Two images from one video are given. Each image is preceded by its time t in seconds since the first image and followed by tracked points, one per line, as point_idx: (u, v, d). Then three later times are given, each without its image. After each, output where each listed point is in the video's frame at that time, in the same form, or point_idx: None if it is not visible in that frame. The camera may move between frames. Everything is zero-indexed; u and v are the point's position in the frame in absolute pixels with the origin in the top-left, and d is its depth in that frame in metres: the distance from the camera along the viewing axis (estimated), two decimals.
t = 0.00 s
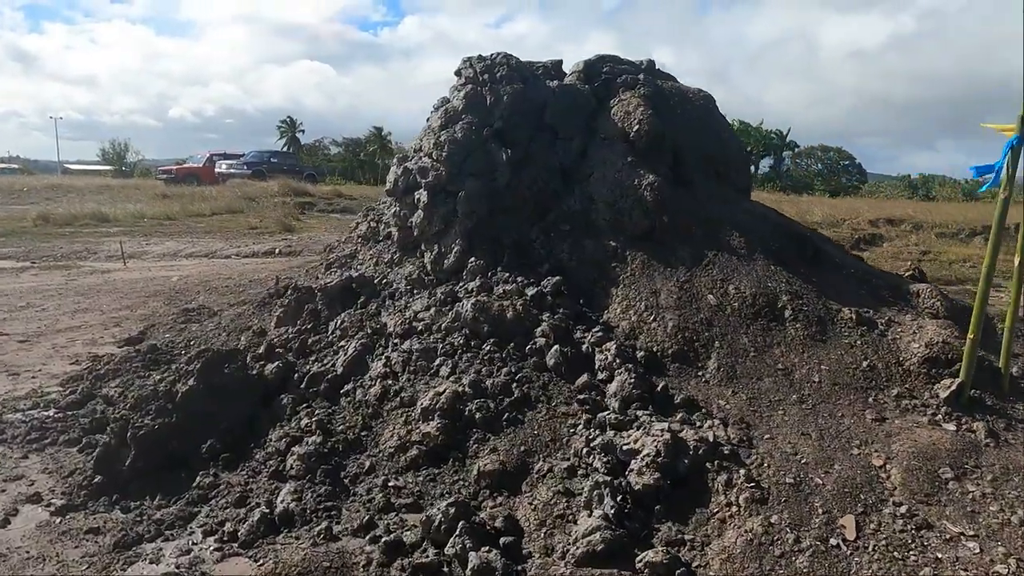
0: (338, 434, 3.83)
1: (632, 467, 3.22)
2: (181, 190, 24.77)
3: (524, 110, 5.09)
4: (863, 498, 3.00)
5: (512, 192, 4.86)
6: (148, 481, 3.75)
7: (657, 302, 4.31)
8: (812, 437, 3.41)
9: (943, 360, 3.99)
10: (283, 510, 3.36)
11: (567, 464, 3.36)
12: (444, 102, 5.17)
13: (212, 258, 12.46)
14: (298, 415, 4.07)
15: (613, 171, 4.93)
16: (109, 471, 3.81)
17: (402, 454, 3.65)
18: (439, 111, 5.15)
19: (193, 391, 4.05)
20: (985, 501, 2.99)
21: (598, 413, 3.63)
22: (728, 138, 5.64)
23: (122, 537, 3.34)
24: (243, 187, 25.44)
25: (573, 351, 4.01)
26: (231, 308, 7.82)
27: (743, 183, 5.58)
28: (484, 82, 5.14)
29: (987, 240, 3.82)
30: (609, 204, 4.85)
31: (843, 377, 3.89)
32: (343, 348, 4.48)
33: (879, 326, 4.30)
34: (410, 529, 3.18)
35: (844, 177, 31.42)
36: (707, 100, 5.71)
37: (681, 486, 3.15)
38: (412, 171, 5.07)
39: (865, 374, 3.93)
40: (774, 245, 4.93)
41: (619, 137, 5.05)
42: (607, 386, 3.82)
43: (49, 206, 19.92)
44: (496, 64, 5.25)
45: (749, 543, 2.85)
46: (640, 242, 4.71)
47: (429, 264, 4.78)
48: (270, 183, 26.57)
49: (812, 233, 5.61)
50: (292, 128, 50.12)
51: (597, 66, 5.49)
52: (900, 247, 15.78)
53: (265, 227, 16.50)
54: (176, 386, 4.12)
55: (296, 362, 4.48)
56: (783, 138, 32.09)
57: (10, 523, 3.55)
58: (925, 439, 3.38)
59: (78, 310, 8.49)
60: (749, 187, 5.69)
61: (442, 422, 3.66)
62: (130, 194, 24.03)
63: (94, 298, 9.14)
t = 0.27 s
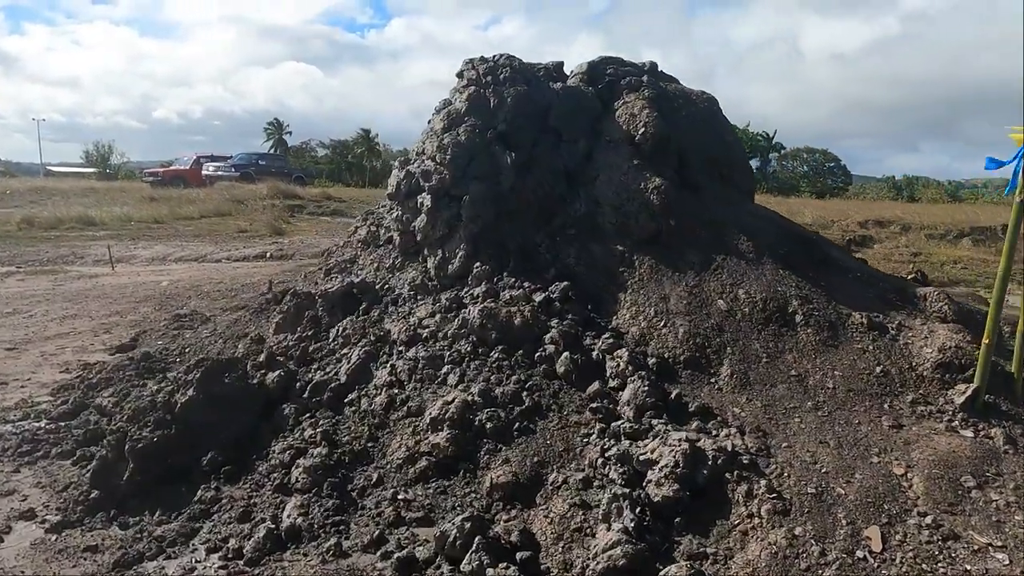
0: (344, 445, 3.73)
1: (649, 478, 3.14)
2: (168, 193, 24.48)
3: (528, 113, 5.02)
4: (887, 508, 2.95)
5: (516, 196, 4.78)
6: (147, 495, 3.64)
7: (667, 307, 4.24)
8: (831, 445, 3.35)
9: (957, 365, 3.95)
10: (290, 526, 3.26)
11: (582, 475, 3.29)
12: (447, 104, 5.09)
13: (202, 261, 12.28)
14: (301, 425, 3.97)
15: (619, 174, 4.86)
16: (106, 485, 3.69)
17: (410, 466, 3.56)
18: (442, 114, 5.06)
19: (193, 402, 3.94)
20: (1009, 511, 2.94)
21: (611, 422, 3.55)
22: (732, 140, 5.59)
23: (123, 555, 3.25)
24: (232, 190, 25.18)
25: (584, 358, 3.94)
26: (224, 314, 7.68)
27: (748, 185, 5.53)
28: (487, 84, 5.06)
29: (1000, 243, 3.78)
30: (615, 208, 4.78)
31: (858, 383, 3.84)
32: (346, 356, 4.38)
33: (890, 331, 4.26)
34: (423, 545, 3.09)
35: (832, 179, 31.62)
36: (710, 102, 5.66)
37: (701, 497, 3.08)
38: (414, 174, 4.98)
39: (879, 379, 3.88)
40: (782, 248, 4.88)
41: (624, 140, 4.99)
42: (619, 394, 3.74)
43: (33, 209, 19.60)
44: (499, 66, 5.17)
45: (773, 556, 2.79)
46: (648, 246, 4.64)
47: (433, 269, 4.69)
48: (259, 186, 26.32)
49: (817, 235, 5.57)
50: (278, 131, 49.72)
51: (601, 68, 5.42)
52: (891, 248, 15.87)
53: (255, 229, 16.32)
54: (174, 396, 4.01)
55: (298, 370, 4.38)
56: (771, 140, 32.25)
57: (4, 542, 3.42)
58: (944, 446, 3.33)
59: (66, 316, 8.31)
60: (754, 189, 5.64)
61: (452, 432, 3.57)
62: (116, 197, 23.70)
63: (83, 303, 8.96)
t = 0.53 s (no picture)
0: (357, 455, 3.65)
1: (674, 487, 3.09)
2: (156, 196, 24.21)
3: (537, 116, 4.96)
4: (916, 517, 2.92)
5: (526, 200, 4.72)
6: (156, 509, 3.58)
7: (681, 312, 4.20)
8: (854, 452, 3.32)
9: (973, 369, 3.94)
10: (306, 540, 3.19)
11: (604, 485, 3.23)
12: (454, 107, 5.02)
13: (195, 266, 12.13)
14: (312, 435, 3.89)
15: (629, 178, 4.82)
16: (112, 498, 3.60)
17: (426, 476, 3.49)
18: (449, 117, 5.00)
19: (201, 412, 3.81)
20: None
21: (631, 430, 3.50)
22: (739, 144, 5.56)
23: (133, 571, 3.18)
24: (221, 193, 24.95)
25: (600, 364, 3.88)
26: (222, 319, 7.56)
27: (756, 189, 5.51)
28: (495, 86, 5.00)
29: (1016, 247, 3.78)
30: (626, 212, 4.73)
31: (876, 388, 3.82)
32: (355, 363, 4.30)
33: (905, 335, 4.24)
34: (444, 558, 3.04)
35: (821, 181, 31.87)
36: (717, 105, 5.63)
37: (727, 507, 3.04)
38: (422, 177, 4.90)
39: (897, 385, 3.86)
40: (793, 252, 4.86)
41: (634, 143, 4.95)
42: (637, 400, 3.69)
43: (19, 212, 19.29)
44: (507, 69, 5.12)
45: (805, 567, 2.74)
46: (659, 250, 4.60)
47: (442, 275, 4.62)
48: (248, 189, 26.09)
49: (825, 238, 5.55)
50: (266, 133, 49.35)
51: (608, 71, 5.38)
52: (882, 250, 15.99)
53: (246, 233, 16.16)
54: (181, 406, 3.91)
55: (307, 378, 4.29)
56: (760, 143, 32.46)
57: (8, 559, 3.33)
58: (968, 453, 3.31)
59: (59, 322, 8.15)
60: (761, 192, 5.62)
61: (469, 441, 3.50)
62: (103, 200, 23.40)
63: (75, 309, 8.80)
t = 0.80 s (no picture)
0: (374, 465, 3.59)
1: (701, 495, 3.06)
2: (143, 199, 23.90)
3: (547, 119, 4.93)
4: (944, 523, 2.91)
5: (538, 204, 4.68)
6: (168, 522, 3.50)
7: (696, 317, 4.18)
8: (877, 457, 3.31)
9: (988, 373, 3.95)
10: (327, 553, 3.13)
11: (628, 493, 3.20)
12: (463, 111, 4.98)
13: (187, 270, 11.97)
14: (325, 444, 3.82)
15: (640, 182, 4.80)
16: (122, 511, 3.51)
17: (446, 486, 3.44)
18: (458, 120, 4.95)
19: (211, 422, 3.74)
20: None
21: (653, 437, 3.47)
22: (746, 147, 5.57)
23: None
24: (209, 196, 24.70)
25: (617, 371, 3.85)
26: (219, 326, 7.45)
27: (762, 193, 5.53)
28: (504, 90, 4.96)
29: None
30: (638, 216, 4.71)
31: (893, 392, 3.82)
32: (367, 371, 4.23)
33: (918, 339, 4.25)
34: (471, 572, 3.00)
35: (808, 184, 32.14)
36: (724, 109, 5.63)
37: (755, 515, 3.02)
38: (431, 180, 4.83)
39: (913, 389, 3.86)
40: (803, 256, 4.86)
41: (644, 148, 4.93)
42: (656, 407, 3.66)
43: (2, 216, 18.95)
44: (515, 72, 5.08)
45: None
46: (672, 255, 4.58)
47: (453, 280, 4.56)
48: (237, 192, 25.84)
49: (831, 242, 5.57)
50: (253, 135, 48.97)
51: (616, 74, 5.37)
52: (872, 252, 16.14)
53: (237, 237, 16.00)
54: (191, 416, 3.82)
55: (317, 386, 4.21)
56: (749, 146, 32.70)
57: None
58: (989, 457, 3.32)
59: (51, 329, 7.99)
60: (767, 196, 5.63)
61: (489, 450, 3.45)
62: (89, 203, 23.10)
63: (67, 315, 8.64)
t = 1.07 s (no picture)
0: (389, 475, 3.53)
1: (726, 504, 3.03)
2: (130, 202, 23.61)
3: (555, 123, 4.89)
4: (971, 531, 2.92)
5: (548, 208, 4.63)
6: (179, 536, 3.43)
7: (710, 322, 4.15)
8: (900, 463, 3.29)
9: (1003, 377, 3.95)
10: (346, 568, 3.07)
11: (650, 502, 3.15)
12: (470, 115, 4.93)
13: (179, 274, 11.81)
14: (337, 454, 3.75)
15: (650, 186, 4.76)
16: (131, 524, 3.45)
17: (463, 496, 3.38)
18: (465, 124, 4.89)
19: (221, 432, 3.66)
20: None
21: (673, 444, 3.44)
22: (753, 150, 5.55)
23: None
24: (197, 198, 24.44)
25: (633, 377, 3.81)
26: (217, 331, 7.34)
27: (769, 196, 5.51)
28: (512, 92, 4.91)
29: None
30: (648, 220, 4.67)
31: (910, 397, 3.81)
32: (377, 378, 4.17)
33: (931, 342, 4.25)
34: None
35: (797, 184, 32.36)
36: (730, 111, 5.62)
37: (781, 523, 2.98)
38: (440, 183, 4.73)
39: (930, 393, 3.85)
40: (813, 259, 4.84)
41: (653, 151, 4.90)
42: (674, 413, 3.63)
43: None
44: (523, 75, 5.03)
45: None
46: (683, 259, 4.55)
47: (462, 285, 4.50)
48: (226, 194, 25.60)
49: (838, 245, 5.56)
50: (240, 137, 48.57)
51: (623, 77, 5.33)
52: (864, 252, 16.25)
53: (229, 240, 15.83)
54: (200, 426, 3.73)
55: (327, 395, 4.12)
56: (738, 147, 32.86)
57: None
58: (1011, 462, 3.34)
59: (43, 336, 7.84)
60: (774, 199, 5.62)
61: (507, 459, 3.39)
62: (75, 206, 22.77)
63: (59, 321, 8.48)
